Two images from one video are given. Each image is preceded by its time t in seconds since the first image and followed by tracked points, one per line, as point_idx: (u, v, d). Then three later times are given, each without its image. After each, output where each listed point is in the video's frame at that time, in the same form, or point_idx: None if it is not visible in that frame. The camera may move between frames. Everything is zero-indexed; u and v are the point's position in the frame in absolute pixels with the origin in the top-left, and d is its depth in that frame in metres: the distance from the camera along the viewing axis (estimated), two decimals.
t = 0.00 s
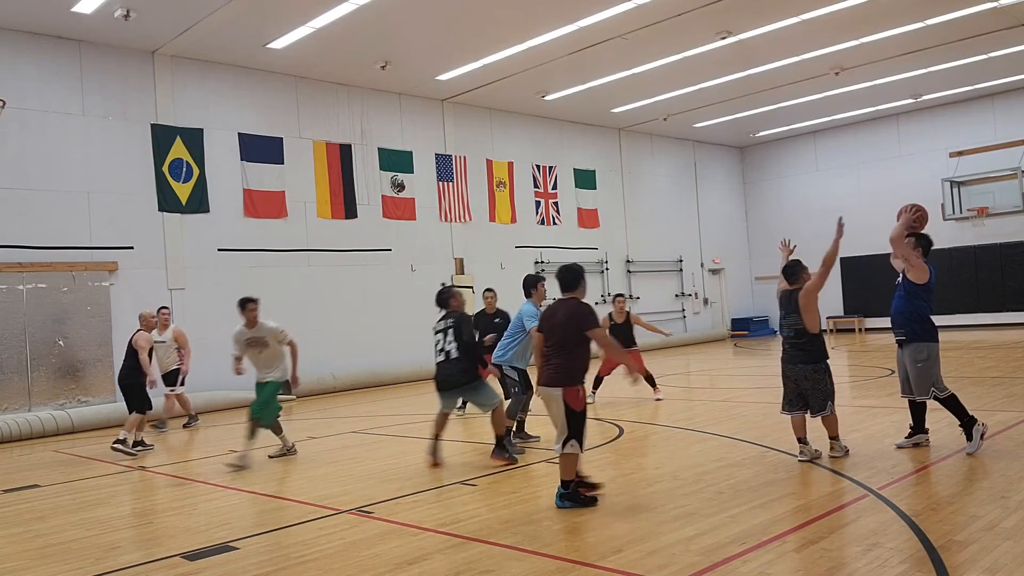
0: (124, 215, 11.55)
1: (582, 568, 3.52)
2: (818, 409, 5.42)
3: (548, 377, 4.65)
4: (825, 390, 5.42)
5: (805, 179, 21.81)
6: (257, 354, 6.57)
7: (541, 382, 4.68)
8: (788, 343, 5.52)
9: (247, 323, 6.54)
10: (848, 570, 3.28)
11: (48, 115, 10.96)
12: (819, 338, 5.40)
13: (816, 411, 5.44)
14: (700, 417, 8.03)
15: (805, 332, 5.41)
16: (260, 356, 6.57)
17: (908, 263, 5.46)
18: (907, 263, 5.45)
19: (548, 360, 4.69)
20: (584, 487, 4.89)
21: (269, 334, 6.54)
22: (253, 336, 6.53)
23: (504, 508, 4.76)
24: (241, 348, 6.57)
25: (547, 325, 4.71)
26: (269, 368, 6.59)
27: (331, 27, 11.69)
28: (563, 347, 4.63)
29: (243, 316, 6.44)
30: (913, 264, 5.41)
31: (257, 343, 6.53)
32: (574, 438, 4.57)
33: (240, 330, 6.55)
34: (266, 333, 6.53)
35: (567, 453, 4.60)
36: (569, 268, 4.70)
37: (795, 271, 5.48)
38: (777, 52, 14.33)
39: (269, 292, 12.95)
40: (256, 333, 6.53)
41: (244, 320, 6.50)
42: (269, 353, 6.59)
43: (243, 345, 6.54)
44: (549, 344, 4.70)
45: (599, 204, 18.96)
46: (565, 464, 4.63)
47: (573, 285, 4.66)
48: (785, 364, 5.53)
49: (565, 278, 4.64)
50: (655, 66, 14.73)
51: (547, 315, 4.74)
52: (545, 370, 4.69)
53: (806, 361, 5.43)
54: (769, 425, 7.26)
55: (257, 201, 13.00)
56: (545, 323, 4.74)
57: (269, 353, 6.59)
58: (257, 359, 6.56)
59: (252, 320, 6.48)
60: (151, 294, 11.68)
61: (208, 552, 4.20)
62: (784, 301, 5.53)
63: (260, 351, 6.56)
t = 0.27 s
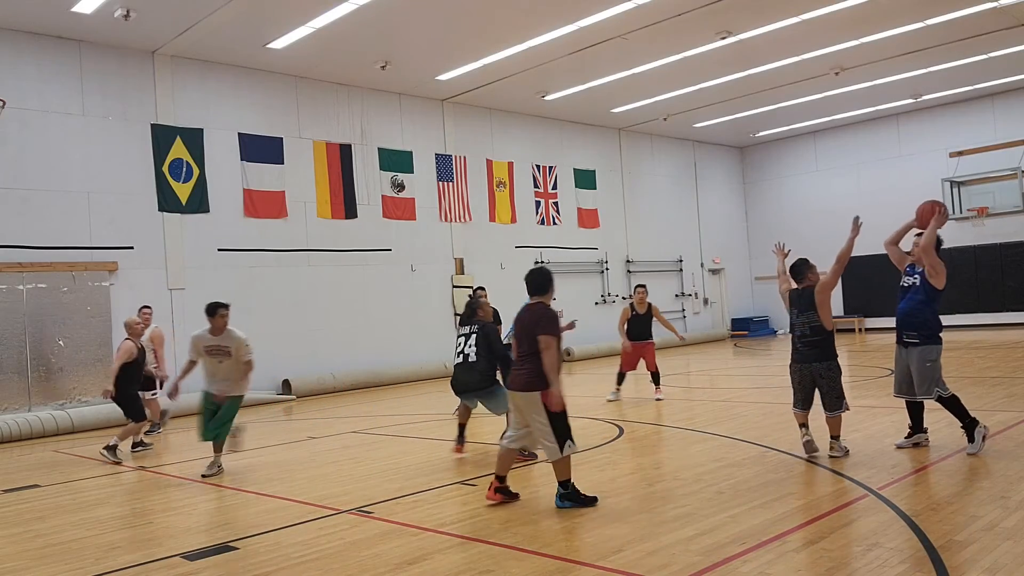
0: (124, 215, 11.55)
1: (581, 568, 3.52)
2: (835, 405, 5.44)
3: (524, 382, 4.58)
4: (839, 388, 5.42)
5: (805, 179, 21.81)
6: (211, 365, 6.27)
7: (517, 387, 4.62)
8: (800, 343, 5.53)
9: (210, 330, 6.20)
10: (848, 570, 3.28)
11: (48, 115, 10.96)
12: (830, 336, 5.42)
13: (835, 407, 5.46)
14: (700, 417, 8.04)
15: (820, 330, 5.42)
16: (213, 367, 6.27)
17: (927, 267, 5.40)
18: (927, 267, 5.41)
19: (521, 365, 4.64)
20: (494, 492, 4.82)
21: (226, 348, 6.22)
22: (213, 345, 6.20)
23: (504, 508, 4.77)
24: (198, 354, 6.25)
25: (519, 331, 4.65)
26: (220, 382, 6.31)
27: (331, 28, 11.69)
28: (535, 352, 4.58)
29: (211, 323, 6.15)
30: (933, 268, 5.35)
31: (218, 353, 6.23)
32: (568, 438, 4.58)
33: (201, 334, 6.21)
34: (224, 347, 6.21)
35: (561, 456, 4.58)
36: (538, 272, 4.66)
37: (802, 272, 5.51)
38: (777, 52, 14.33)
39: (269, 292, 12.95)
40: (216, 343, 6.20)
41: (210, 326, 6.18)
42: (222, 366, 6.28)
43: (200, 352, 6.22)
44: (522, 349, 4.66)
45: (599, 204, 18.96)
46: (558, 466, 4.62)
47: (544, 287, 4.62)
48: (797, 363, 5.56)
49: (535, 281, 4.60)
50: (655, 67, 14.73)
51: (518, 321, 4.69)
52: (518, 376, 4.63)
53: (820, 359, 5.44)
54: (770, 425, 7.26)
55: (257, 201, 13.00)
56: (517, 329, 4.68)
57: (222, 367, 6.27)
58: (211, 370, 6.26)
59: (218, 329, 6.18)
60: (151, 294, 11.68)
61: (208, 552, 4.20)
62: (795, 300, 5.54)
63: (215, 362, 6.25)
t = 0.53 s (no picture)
0: (124, 215, 11.55)
1: (581, 568, 3.52)
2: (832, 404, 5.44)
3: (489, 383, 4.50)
4: (835, 388, 5.42)
5: (805, 179, 21.82)
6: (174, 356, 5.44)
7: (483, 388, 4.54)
8: (794, 345, 5.53)
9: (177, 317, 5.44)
10: (848, 570, 3.28)
11: (48, 115, 10.96)
12: (823, 337, 5.42)
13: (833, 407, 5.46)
14: (700, 416, 8.05)
15: (815, 330, 5.43)
16: (176, 358, 5.43)
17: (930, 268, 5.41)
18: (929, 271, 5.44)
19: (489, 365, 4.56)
20: (492, 496, 4.82)
21: (191, 337, 5.40)
22: (178, 332, 5.40)
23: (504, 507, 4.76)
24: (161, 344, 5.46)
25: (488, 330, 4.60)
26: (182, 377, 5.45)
27: (331, 27, 11.68)
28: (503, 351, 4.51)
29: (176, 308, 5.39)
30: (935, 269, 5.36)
31: (183, 343, 5.40)
32: (532, 438, 4.46)
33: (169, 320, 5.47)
34: (190, 335, 5.40)
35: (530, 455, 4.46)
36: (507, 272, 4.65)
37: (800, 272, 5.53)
38: (777, 52, 14.33)
39: (269, 292, 12.96)
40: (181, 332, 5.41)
41: (176, 313, 5.42)
42: (186, 358, 5.42)
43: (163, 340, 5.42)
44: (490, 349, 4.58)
45: (599, 204, 18.96)
46: (529, 467, 4.48)
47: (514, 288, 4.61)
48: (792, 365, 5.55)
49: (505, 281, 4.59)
50: (655, 66, 14.73)
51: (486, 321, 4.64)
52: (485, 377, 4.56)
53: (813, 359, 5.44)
54: (770, 425, 7.26)
55: (257, 200, 13.00)
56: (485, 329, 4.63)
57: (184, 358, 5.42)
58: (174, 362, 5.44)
59: (185, 315, 5.41)
60: (151, 294, 11.68)
61: (208, 552, 4.20)
62: (792, 302, 5.56)
63: (178, 353, 5.41)
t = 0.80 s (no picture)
0: (123, 215, 11.54)
1: (581, 568, 3.52)
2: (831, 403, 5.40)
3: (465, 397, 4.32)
4: (832, 388, 5.41)
5: (805, 179, 21.82)
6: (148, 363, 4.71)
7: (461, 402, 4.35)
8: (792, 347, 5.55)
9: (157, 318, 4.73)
10: (848, 570, 3.28)
11: (48, 115, 10.96)
12: (819, 338, 5.42)
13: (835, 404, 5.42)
14: (700, 416, 8.05)
15: (811, 330, 5.43)
16: (154, 365, 4.72)
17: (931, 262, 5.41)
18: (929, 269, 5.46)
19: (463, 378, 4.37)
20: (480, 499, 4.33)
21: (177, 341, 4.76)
22: (162, 334, 4.71)
23: (504, 507, 4.77)
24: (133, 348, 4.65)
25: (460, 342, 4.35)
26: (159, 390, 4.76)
27: (331, 27, 11.68)
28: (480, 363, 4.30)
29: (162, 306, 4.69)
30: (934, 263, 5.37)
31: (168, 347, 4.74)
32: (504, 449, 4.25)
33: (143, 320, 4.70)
34: (177, 338, 4.76)
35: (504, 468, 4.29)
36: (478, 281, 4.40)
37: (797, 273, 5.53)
38: (777, 52, 14.33)
39: (270, 292, 12.96)
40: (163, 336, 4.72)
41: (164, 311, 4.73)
42: (166, 366, 4.75)
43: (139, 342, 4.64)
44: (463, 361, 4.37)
45: (599, 204, 18.96)
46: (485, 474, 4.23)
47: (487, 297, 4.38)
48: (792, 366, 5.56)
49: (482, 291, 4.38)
50: (655, 66, 14.73)
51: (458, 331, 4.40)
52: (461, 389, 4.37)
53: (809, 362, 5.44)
54: (770, 425, 7.26)
55: (257, 200, 13.00)
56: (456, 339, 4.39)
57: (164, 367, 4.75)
58: (146, 372, 4.63)
59: (171, 316, 4.73)
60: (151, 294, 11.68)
61: (208, 552, 4.20)
62: (790, 303, 5.56)
63: (158, 358, 4.71)
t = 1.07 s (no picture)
0: (123, 215, 11.54)
1: (582, 568, 3.52)
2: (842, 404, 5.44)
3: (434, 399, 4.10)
4: (843, 388, 5.42)
5: (805, 179, 21.83)
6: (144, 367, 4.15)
7: (428, 404, 4.13)
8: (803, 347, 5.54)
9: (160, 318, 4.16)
10: (848, 570, 3.28)
11: (48, 115, 10.96)
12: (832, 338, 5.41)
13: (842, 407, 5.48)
14: (700, 416, 8.05)
15: (823, 330, 5.42)
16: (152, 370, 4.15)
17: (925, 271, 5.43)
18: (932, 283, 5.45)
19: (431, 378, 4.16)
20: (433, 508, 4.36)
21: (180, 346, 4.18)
22: (163, 336, 4.13)
23: (504, 507, 4.77)
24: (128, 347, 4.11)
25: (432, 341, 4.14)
26: (151, 400, 4.17)
27: (331, 27, 11.68)
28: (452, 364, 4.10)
29: (168, 303, 4.12)
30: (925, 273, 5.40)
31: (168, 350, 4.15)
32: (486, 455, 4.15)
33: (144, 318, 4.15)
34: (179, 344, 4.17)
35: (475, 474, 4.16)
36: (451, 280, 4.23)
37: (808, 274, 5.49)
38: (776, 52, 14.34)
39: (270, 292, 12.96)
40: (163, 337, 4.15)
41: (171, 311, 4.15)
42: (163, 372, 4.17)
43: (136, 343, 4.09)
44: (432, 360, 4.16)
45: (599, 204, 18.96)
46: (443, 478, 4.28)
47: (459, 295, 4.22)
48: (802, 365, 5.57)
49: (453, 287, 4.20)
50: (656, 66, 14.73)
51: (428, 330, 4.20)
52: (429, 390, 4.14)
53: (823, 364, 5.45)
54: (770, 425, 7.26)
55: (257, 200, 13.00)
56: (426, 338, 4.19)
57: (161, 374, 4.17)
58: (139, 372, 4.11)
59: (178, 315, 4.15)
60: (151, 294, 11.68)
61: (208, 552, 4.20)
62: (802, 303, 5.54)
63: (155, 362, 4.13)
